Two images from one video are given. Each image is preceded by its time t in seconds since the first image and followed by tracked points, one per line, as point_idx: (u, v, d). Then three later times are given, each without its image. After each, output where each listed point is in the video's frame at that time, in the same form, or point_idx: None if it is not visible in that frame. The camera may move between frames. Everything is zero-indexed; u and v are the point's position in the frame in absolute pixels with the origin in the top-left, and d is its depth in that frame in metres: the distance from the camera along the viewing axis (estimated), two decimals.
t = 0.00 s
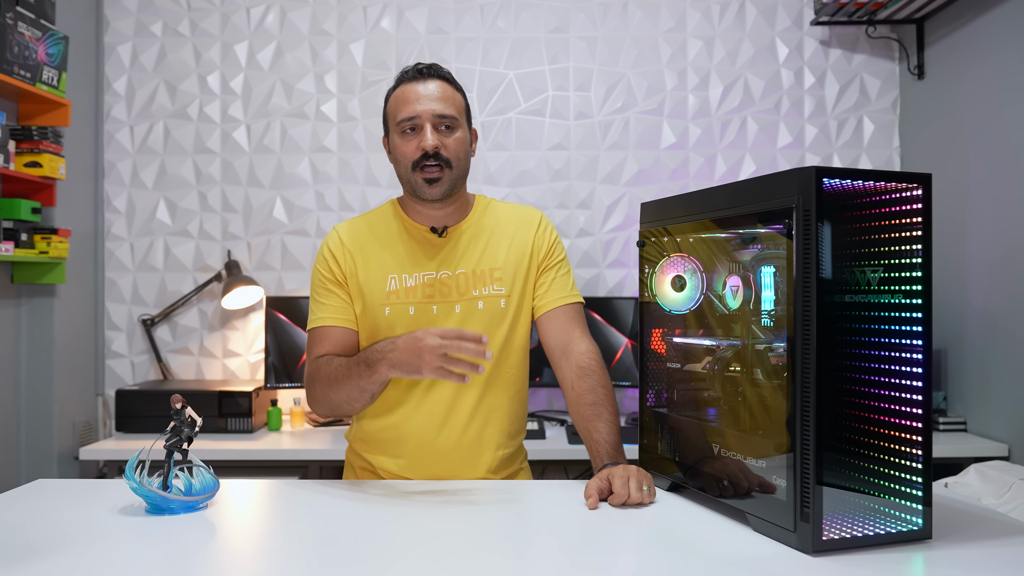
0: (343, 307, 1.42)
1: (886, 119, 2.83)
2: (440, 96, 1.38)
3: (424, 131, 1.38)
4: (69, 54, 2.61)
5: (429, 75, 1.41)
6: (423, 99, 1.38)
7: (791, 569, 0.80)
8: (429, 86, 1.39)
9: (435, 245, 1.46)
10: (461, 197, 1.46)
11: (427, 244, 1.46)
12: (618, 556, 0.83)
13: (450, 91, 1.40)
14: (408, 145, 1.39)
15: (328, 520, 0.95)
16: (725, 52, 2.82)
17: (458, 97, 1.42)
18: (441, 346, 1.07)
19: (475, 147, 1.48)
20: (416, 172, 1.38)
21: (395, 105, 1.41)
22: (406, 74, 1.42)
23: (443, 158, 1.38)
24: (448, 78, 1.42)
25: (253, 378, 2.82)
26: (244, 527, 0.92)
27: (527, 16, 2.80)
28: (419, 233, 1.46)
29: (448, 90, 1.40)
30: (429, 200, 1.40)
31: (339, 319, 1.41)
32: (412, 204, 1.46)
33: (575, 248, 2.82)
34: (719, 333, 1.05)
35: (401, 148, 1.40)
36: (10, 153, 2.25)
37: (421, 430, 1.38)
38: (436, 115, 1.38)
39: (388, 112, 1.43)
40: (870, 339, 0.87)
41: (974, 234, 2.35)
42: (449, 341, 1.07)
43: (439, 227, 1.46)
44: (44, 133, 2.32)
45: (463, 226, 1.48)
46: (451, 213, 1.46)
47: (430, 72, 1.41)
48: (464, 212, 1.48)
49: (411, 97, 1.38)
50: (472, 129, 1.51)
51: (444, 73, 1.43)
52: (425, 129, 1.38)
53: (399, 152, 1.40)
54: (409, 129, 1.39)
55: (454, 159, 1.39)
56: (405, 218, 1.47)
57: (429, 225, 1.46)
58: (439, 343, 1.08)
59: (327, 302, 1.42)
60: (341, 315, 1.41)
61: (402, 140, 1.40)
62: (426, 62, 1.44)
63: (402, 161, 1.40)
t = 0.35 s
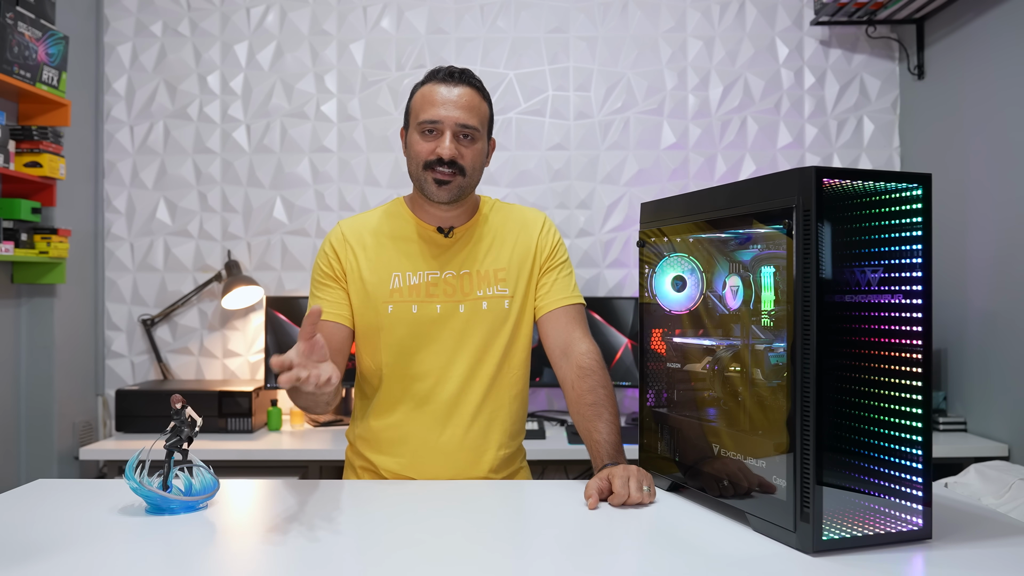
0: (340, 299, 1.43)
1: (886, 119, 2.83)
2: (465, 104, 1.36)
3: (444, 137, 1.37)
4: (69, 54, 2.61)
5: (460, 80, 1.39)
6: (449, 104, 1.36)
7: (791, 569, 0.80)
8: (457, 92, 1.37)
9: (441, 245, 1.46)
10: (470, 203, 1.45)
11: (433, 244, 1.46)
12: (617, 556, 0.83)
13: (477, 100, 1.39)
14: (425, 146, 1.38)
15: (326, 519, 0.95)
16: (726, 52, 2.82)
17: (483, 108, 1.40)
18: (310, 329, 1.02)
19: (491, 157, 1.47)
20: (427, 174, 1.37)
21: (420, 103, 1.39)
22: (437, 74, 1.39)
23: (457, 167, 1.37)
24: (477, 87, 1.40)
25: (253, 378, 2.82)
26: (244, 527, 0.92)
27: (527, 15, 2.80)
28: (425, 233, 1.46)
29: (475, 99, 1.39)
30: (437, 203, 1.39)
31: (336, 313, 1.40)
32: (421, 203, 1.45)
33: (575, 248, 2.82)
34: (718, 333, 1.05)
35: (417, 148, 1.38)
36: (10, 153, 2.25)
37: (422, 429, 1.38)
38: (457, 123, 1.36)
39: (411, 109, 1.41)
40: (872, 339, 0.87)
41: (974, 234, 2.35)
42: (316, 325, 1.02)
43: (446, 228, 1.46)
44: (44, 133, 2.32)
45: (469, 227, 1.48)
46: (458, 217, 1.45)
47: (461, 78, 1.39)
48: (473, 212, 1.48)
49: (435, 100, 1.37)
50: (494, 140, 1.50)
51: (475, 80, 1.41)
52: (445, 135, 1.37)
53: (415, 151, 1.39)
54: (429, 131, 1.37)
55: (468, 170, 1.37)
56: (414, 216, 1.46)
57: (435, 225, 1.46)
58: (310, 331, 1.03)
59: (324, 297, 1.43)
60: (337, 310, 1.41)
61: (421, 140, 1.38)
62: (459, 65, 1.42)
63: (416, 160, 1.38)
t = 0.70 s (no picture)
0: (339, 307, 1.43)
1: (886, 119, 2.83)
2: (456, 107, 1.36)
3: (435, 140, 1.36)
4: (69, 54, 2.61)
5: (450, 82, 1.38)
6: (440, 108, 1.35)
7: (791, 568, 0.80)
8: (447, 94, 1.36)
9: (439, 248, 1.46)
10: (466, 204, 1.45)
11: (432, 247, 1.46)
12: (618, 555, 0.83)
13: (468, 102, 1.38)
14: (417, 151, 1.37)
15: (326, 519, 0.94)
16: (725, 52, 2.82)
17: (474, 109, 1.39)
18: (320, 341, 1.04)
19: (484, 158, 1.46)
20: (420, 179, 1.37)
21: (410, 106, 1.38)
22: (427, 76, 1.38)
23: (449, 171, 1.36)
24: (469, 88, 1.39)
25: (253, 378, 2.82)
26: (244, 527, 0.92)
27: (527, 16, 2.80)
28: (422, 236, 1.46)
29: (467, 100, 1.38)
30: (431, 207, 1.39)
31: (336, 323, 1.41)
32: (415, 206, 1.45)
33: (575, 248, 2.82)
34: (718, 333, 1.05)
35: (409, 151, 1.38)
36: (10, 153, 2.25)
37: (423, 429, 1.38)
38: (448, 127, 1.35)
39: (403, 112, 1.40)
40: (871, 341, 0.87)
41: (974, 234, 2.35)
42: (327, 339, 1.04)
43: (442, 230, 1.45)
44: (44, 133, 2.32)
45: (467, 227, 1.47)
46: (453, 219, 1.45)
47: (452, 79, 1.38)
48: (470, 213, 1.47)
49: (425, 103, 1.35)
50: (485, 139, 1.49)
51: (466, 81, 1.40)
52: (436, 139, 1.36)
53: (407, 155, 1.38)
54: (420, 135, 1.37)
55: (460, 173, 1.37)
56: (410, 220, 1.46)
57: (432, 227, 1.45)
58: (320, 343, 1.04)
59: (323, 305, 1.43)
60: (336, 318, 1.42)
61: (412, 144, 1.38)
62: (449, 66, 1.40)
63: (409, 164, 1.38)
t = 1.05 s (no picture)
0: (338, 308, 1.43)
1: (886, 119, 2.83)
2: (454, 107, 1.35)
3: (434, 141, 1.36)
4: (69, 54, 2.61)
5: (447, 82, 1.37)
6: (437, 109, 1.35)
7: (791, 568, 0.80)
8: (444, 95, 1.35)
9: (437, 249, 1.46)
10: (464, 205, 1.45)
11: (430, 249, 1.46)
12: (618, 555, 0.83)
13: (466, 102, 1.37)
14: (415, 152, 1.37)
15: (326, 520, 0.94)
16: (725, 52, 2.82)
17: (472, 109, 1.39)
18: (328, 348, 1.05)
19: (482, 158, 1.46)
20: (419, 180, 1.36)
21: (408, 107, 1.38)
22: (424, 77, 1.38)
23: (447, 172, 1.36)
24: (466, 88, 1.39)
25: (253, 378, 2.82)
26: (244, 527, 0.92)
27: (527, 15, 2.80)
28: (421, 236, 1.46)
29: (464, 101, 1.38)
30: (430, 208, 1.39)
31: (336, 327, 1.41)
32: (413, 207, 1.44)
33: (575, 248, 2.82)
34: (718, 333, 1.05)
35: (407, 153, 1.38)
36: (10, 153, 2.25)
37: (422, 430, 1.38)
38: (446, 127, 1.35)
39: (400, 113, 1.40)
40: (871, 340, 0.87)
41: (974, 233, 2.35)
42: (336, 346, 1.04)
43: (441, 231, 1.45)
44: (44, 133, 2.32)
45: (466, 228, 1.47)
46: (452, 220, 1.44)
47: (449, 80, 1.38)
48: (468, 214, 1.47)
49: (423, 104, 1.35)
50: (484, 138, 1.49)
51: (463, 82, 1.40)
52: (434, 140, 1.36)
53: (405, 157, 1.38)
54: (418, 137, 1.37)
55: (459, 173, 1.37)
56: (408, 221, 1.46)
57: (431, 229, 1.45)
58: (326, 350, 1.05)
59: (322, 305, 1.43)
60: (334, 320, 1.41)
61: (410, 145, 1.37)
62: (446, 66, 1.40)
63: (407, 166, 1.38)
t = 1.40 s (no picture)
0: (337, 308, 1.43)
1: (886, 119, 2.83)
2: (454, 107, 1.35)
3: (433, 141, 1.36)
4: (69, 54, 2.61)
5: (447, 82, 1.37)
6: (437, 109, 1.35)
7: (792, 568, 0.80)
8: (444, 95, 1.35)
9: (436, 249, 1.46)
10: (463, 205, 1.45)
11: (429, 249, 1.46)
12: (618, 556, 0.83)
13: (466, 102, 1.37)
14: (415, 152, 1.37)
15: (326, 520, 0.94)
16: (726, 52, 2.82)
17: (471, 109, 1.39)
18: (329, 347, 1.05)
19: (482, 158, 1.46)
20: (418, 181, 1.37)
21: (407, 107, 1.38)
22: (423, 76, 1.38)
23: (447, 172, 1.36)
24: (465, 88, 1.39)
25: (253, 377, 2.82)
26: (244, 527, 0.92)
27: (527, 15, 2.80)
28: (421, 237, 1.46)
29: (464, 101, 1.37)
30: (429, 208, 1.39)
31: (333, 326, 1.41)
32: (412, 207, 1.44)
33: (575, 248, 2.82)
34: (718, 332, 1.05)
35: (407, 153, 1.38)
36: (10, 153, 2.25)
37: (421, 430, 1.38)
38: (446, 127, 1.35)
39: (399, 113, 1.40)
40: (870, 340, 0.87)
41: (974, 233, 2.35)
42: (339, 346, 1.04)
43: (440, 231, 1.46)
44: (44, 133, 2.32)
45: (465, 228, 1.48)
46: (451, 219, 1.44)
47: (448, 79, 1.38)
48: (467, 214, 1.47)
49: (422, 104, 1.35)
50: (484, 138, 1.49)
51: (462, 82, 1.39)
52: (434, 140, 1.36)
53: (404, 157, 1.39)
54: (418, 137, 1.37)
55: (459, 174, 1.37)
56: (406, 221, 1.46)
57: (429, 229, 1.46)
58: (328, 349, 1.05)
59: (321, 305, 1.43)
60: (333, 320, 1.41)
61: (409, 145, 1.37)
62: (445, 65, 1.40)
63: (407, 166, 1.38)
